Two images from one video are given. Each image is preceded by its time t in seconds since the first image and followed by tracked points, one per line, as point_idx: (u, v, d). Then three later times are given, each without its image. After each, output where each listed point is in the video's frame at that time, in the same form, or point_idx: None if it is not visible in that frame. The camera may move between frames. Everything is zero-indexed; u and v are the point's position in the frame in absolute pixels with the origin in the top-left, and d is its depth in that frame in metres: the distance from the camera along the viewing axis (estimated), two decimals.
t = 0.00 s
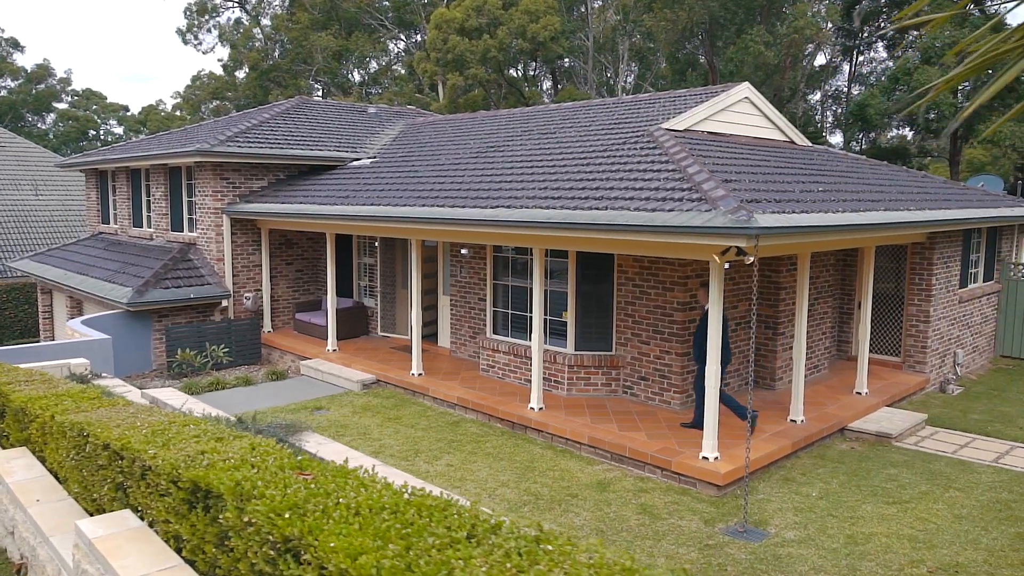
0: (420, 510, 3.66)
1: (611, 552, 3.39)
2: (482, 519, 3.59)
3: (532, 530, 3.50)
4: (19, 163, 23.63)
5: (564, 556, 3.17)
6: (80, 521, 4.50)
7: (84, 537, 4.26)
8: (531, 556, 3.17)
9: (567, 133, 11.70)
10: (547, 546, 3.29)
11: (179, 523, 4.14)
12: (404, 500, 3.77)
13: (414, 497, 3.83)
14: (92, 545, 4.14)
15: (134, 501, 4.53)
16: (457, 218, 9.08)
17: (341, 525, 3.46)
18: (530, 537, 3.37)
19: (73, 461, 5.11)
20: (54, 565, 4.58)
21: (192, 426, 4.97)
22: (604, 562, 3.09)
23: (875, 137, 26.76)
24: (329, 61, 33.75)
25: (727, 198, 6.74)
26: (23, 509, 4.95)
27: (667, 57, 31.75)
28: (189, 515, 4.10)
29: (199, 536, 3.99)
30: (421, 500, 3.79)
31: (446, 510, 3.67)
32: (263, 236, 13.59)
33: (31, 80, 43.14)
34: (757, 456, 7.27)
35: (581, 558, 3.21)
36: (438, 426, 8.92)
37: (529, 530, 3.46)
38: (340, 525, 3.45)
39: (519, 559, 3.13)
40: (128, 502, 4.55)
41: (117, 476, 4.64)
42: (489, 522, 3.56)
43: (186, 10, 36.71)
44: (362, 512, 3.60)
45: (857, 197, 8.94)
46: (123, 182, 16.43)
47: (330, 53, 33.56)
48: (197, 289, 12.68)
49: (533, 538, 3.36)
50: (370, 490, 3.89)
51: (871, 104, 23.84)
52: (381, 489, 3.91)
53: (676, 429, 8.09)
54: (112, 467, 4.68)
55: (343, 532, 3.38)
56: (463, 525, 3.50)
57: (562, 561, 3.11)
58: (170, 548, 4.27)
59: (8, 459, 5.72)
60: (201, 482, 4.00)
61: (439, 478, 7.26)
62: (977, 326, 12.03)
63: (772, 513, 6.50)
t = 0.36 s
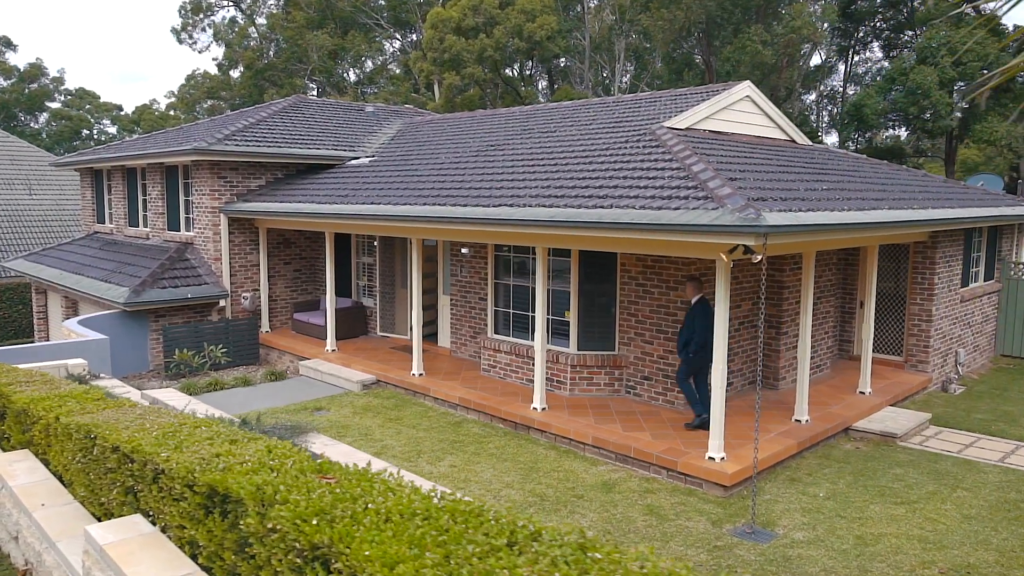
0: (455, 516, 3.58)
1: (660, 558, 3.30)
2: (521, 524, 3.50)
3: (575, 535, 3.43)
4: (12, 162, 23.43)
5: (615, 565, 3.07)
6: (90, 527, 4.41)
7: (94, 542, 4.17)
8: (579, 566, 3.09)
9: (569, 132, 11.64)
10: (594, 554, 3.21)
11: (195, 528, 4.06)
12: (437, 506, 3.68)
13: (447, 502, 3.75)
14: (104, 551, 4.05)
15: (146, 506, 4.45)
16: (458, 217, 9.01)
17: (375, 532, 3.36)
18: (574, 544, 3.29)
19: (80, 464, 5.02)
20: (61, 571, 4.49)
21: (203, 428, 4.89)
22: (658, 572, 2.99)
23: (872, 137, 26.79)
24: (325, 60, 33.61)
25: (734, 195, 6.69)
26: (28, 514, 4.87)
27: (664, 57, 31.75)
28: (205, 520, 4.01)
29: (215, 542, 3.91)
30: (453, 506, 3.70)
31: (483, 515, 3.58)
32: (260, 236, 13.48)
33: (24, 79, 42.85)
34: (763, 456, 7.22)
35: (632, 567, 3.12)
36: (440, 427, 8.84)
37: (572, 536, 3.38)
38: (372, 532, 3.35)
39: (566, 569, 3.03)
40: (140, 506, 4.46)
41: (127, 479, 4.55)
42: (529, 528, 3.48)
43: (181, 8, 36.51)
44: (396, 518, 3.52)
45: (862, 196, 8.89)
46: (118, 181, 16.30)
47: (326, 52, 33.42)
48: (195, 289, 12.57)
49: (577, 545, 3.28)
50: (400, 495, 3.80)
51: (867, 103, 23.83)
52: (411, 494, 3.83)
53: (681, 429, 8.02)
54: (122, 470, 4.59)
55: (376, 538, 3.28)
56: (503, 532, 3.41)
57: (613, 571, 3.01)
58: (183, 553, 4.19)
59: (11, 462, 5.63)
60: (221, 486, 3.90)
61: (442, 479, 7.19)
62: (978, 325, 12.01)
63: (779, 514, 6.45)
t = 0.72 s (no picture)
0: (494, 521, 3.47)
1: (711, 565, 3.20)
2: (566, 529, 3.39)
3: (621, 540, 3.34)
4: (7, 161, 23.26)
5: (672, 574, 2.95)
6: (100, 532, 4.31)
7: (106, 547, 4.07)
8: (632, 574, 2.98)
9: (570, 130, 11.57)
10: (647, 562, 3.09)
11: (212, 533, 3.98)
12: (475, 510, 3.58)
13: (484, 506, 3.64)
14: (117, 556, 3.95)
15: (158, 510, 4.35)
16: (460, 216, 8.93)
17: (412, 539, 3.27)
18: (624, 550, 3.17)
19: (87, 466, 4.93)
20: None
21: (215, 430, 4.81)
22: None
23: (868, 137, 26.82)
24: (321, 59, 33.48)
25: (741, 193, 6.63)
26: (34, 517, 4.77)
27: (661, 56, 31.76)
28: (224, 524, 3.93)
29: (234, 548, 3.83)
30: (491, 511, 3.59)
31: (525, 521, 3.46)
32: (258, 235, 13.38)
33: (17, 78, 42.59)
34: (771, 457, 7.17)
35: None
36: (442, 427, 8.76)
37: (621, 542, 3.26)
38: (411, 540, 3.25)
39: None
40: (153, 510, 4.37)
41: (139, 482, 4.46)
42: (574, 534, 3.36)
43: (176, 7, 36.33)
44: (435, 524, 3.41)
45: (868, 195, 8.85)
46: (115, 180, 16.17)
47: (322, 51, 33.29)
48: (193, 289, 12.47)
49: (627, 552, 3.15)
50: (433, 500, 3.70)
51: (863, 103, 23.77)
52: (445, 499, 3.72)
53: (686, 429, 7.96)
54: (133, 472, 4.50)
55: (416, 546, 3.18)
56: (548, 538, 3.29)
57: None
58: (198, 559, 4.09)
59: (13, 464, 5.53)
60: (244, 489, 3.81)
61: (446, 480, 7.12)
62: (979, 325, 12.00)
63: (788, 515, 6.39)
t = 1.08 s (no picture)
0: (537, 531, 3.35)
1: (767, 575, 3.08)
2: (616, 540, 3.29)
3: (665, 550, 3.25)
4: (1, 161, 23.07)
5: None
6: (113, 541, 4.21)
7: (120, 556, 3.98)
8: None
9: (571, 128, 11.51)
10: None
11: (232, 542, 3.88)
12: (516, 519, 3.47)
13: (524, 515, 3.54)
14: (131, 565, 3.86)
15: (173, 517, 4.27)
16: (462, 214, 8.85)
17: (455, 552, 3.17)
18: (681, 562, 3.06)
19: (97, 471, 4.84)
20: None
21: (230, 434, 4.74)
22: None
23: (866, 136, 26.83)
24: (317, 58, 33.35)
25: (749, 192, 6.59)
26: (43, 524, 4.68)
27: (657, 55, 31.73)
28: (245, 533, 3.84)
29: (258, 559, 3.75)
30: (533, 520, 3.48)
31: (573, 531, 3.35)
32: (257, 234, 13.28)
33: (11, 77, 42.31)
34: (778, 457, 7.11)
35: None
36: (445, 428, 8.69)
37: (675, 555, 3.14)
38: (453, 554, 3.15)
39: None
40: (167, 517, 4.28)
41: (152, 488, 4.37)
42: (623, 544, 3.26)
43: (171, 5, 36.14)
44: (477, 536, 3.30)
45: (874, 194, 8.80)
46: (111, 179, 16.04)
47: (318, 49, 33.16)
48: (191, 288, 12.36)
49: (685, 565, 3.04)
50: (470, 509, 3.59)
51: (860, 102, 23.69)
52: (481, 507, 3.63)
53: (691, 429, 7.91)
54: (147, 477, 4.41)
55: (458, 561, 3.09)
56: (598, 548, 3.19)
57: None
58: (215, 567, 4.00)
59: (18, 468, 5.45)
60: (270, 496, 3.72)
61: (451, 481, 7.05)
62: (981, 324, 11.98)
63: (796, 516, 6.33)
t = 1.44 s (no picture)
0: (588, 544, 3.20)
1: None
2: (675, 552, 3.15)
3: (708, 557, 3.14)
4: None
5: None
6: (130, 551, 4.11)
7: (140, 567, 3.87)
8: None
9: (573, 127, 11.45)
10: None
11: (257, 552, 3.78)
12: (565, 530, 3.33)
13: (573, 524, 3.39)
14: None
15: (192, 525, 4.18)
16: (465, 213, 8.78)
17: (504, 567, 3.04)
18: None
19: (109, 476, 4.76)
20: None
21: (248, 438, 4.66)
22: None
23: (863, 135, 26.84)
24: (313, 56, 33.18)
25: (758, 190, 6.53)
26: (52, 531, 4.59)
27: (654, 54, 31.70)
28: (271, 542, 3.74)
29: (285, 569, 3.64)
30: (583, 530, 3.33)
31: (629, 542, 3.21)
32: (256, 233, 13.17)
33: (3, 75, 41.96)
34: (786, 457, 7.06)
35: None
36: (448, 429, 8.61)
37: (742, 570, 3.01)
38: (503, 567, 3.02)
39: None
40: (186, 524, 4.19)
41: (169, 494, 4.29)
42: (682, 557, 3.12)
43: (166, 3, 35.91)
44: (527, 549, 3.16)
45: (880, 193, 8.76)
46: (107, 178, 15.90)
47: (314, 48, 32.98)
48: (190, 288, 12.26)
49: None
50: (514, 519, 3.46)
51: (856, 102, 23.39)
52: (524, 516, 3.50)
53: (697, 429, 7.87)
54: (163, 483, 4.33)
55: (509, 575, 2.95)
56: (656, 562, 3.05)
57: None
58: None
59: (25, 473, 5.36)
60: (301, 504, 3.61)
61: (456, 482, 6.98)
62: (983, 323, 11.95)
63: (806, 516, 6.28)
